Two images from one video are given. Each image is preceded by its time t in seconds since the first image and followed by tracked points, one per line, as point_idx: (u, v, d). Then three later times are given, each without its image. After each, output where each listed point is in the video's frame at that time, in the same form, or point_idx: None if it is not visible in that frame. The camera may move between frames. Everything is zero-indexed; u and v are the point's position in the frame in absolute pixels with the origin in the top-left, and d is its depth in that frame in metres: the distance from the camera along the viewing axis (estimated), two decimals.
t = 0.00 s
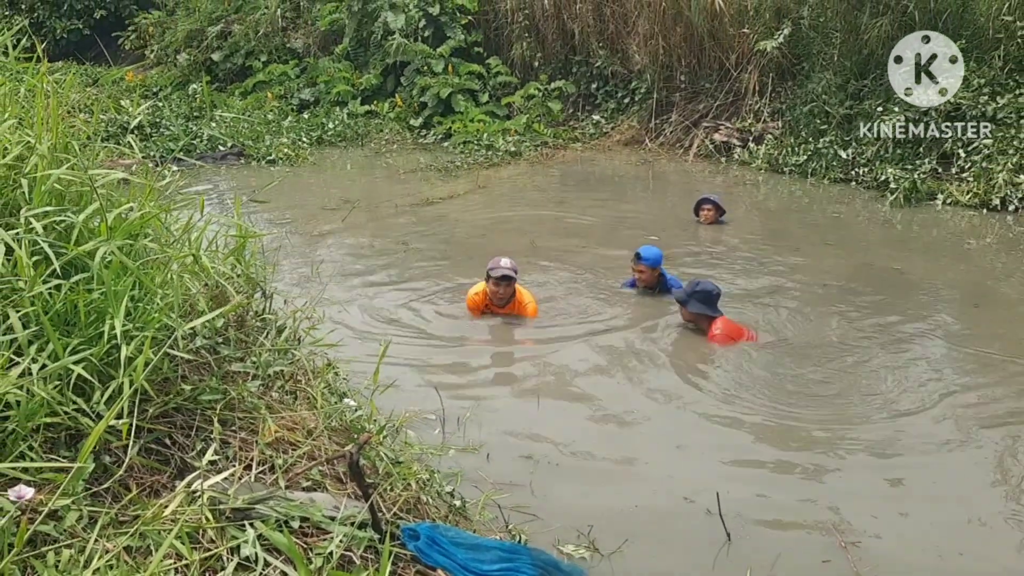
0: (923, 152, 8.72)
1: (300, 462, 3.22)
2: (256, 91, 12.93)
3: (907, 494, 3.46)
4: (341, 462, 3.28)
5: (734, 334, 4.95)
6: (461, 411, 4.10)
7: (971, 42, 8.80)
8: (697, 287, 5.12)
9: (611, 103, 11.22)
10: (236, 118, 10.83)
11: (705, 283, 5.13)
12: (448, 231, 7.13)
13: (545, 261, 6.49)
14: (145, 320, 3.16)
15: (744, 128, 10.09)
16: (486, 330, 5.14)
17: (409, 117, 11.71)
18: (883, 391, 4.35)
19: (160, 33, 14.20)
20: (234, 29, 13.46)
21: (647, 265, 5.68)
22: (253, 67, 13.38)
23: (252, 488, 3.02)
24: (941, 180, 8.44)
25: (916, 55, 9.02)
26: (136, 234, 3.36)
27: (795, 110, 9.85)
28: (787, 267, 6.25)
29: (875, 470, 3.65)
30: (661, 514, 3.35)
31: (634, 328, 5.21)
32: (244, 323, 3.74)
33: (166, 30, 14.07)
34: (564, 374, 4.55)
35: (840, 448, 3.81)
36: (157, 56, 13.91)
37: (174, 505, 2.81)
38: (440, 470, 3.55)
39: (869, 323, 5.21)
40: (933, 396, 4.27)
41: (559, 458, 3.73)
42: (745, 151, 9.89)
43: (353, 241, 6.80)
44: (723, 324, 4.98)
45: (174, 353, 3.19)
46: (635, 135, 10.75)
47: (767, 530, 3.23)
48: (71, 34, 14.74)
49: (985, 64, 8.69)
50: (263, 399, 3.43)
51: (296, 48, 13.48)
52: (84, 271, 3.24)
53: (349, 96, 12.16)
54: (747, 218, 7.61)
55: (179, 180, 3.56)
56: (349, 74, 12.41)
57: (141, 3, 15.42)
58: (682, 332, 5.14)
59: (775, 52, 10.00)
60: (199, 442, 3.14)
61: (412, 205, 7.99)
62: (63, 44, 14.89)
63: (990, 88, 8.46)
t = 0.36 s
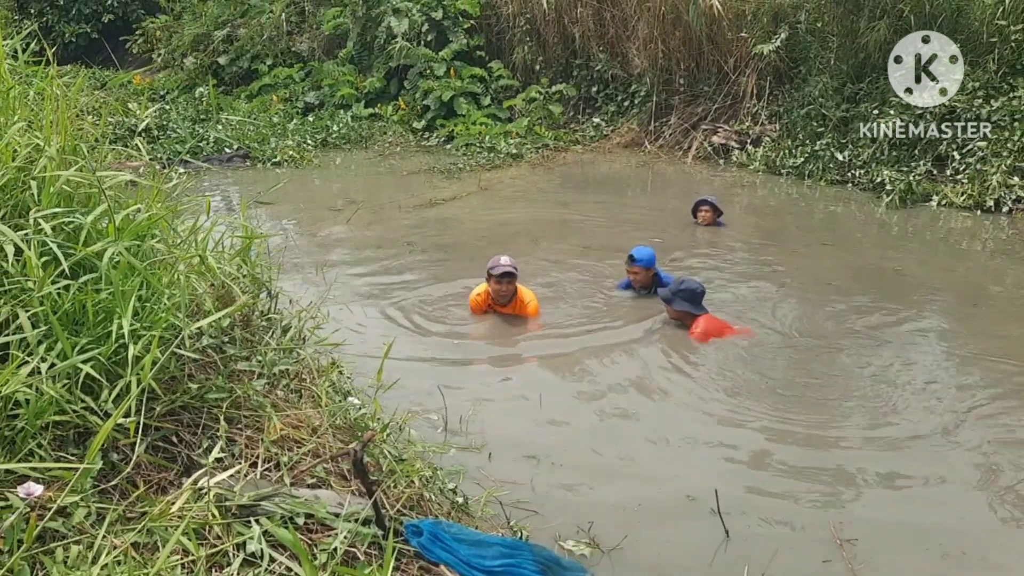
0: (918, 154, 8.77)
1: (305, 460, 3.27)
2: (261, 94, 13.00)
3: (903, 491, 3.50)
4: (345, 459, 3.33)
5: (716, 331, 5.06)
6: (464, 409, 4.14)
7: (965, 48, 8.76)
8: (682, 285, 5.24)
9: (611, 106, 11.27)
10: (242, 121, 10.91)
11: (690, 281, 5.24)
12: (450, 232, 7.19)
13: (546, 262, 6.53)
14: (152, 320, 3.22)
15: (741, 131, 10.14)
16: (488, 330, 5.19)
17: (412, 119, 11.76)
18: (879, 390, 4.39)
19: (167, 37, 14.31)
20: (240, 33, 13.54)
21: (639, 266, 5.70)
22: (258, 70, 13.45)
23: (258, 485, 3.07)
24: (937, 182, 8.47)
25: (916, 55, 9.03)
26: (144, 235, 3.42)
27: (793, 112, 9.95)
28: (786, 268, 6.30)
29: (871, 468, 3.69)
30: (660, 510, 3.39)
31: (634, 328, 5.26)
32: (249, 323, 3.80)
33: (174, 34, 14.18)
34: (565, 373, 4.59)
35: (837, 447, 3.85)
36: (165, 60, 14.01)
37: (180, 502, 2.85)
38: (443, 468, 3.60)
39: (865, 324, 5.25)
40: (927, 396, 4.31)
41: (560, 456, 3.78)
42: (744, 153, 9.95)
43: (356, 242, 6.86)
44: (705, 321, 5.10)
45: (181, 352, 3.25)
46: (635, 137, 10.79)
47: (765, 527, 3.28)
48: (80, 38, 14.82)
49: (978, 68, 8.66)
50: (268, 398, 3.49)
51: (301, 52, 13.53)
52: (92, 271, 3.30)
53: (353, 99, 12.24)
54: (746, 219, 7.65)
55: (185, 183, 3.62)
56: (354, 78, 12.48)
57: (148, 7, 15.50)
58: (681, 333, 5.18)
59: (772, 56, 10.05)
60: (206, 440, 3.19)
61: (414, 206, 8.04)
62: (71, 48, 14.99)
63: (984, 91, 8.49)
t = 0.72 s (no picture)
0: (913, 157, 8.80)
1: (310, 457, 3.32)
2: (267, 97, 13.06)
3: (899, 489, 3.54)
4: (349, 457, 3.38)
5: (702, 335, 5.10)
6: (466, 408, 4.20)
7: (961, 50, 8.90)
8: (669, 291, 5.24)
9: (611, 109, 11.32)
10: (247, 123, 10.97)
11: (677, 287, 5.24)
12: (452, 233, 7.24)
13: (548, 263, 6.59)
14: (159, 320, 3.27)
15: (740, 133, 10.23)
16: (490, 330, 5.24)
17: (415, 122, 11.81)
18: (876, 390, 4.44)
19: (174, 41, 14.39)
20: (246, 37, 13.61)
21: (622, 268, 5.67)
22: (264, 74, 13.52)
23: (263, 482, 3.11)
24: (932, 184, 8.51)
25: (916, 55, 9.09)
26: (151, 236, 3.48)
27: (790, 115, 9.97)
28: (785, 268, 6.35)
29: (868, 466, 3.73)
30: (659, 508, 3.44)
31: (634, 328, 5.31)
32: (255, 322, 3.86)
33: (180, 38, 14.28)
34: (566, 372, 4.65)
35: (834, 446, 3.90)
36: (172, 63, 14.09)
37: (187, 499, 2.90)
38: (446, 465, 3.66)
39: (862, 325, 5.29)
40: (921, 396, 4.34)
41: (561, 454, 3.83)
42: (741, 156, 10.00)
43: (360, 242, 6.91)
44: (692, 327, 5.14)
45: (187, 351, 3.30)
46: (635, 139, 10.82)
47: (763, 524, 3.33)
48: (88, 41, 14.90)
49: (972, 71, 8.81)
50: (273, 396, 3.54)
51: (306, 56, 13.56)
52: (100, 272, 3.35)
53: (357, 102, 12.31)
54: (745, 220, 7.70)
55: (192, 184, 3.68)
56: (358, 81, 12.55)
57: (155, 12, 15.60)
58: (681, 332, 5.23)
59: (770, 59, 10.12)
60: (212, 438, 3.24)
61: (417, 207, 8.09)
62: (80, 52, 15.07)
63: (979, 94, 8.58)
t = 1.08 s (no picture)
0: (908, 159, 8.83)
1: (314, 455, 3.37)
2: (272, 100, 13.14)
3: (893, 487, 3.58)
4: (353, 454, 3.44)
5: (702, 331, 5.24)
6: (468, 406, 4.25)
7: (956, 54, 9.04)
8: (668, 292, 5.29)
9: (611, 112, 11.36)
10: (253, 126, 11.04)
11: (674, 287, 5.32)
12: (454, 234, 7.29)
13: (549, 263, 6.64)
14: (166, 320, 3.32)
15: (738, 136, 10.29)
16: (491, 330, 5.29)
17: (418, 125, 11.87)
18: (871, 389, 4.48)
19: (181, 45, 14.49)
20: (251, 40, 13.68)
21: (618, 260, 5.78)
22: (269, 78, 13.58)
23: (269, 480, 3.16)
24: (927, 185, 8.55)
25: (917, 55, 9.19)
26: (158, 237, 3.53)
27: (788, 118, 9.99)
28: (783, 269, 6.40)
29: (863, 464, 3.78)
30: (658, 504, 3.49)
31: (633, 328, 5.36)
32: (260, 322, 3.92)
33: (187, 42, 14.37)
34: (567, 371, 4.70)
35: (830, 444, 3.94)
36: (179, 67, 14.17)
37: (193, 495, 2.94)
38: (448, 463, 3.71)
39: (859, 325, 5.33)
40: (916, 395, 4.38)
41: (563, 451, 3.88)
42: (740, 157, 10.05)
43: (363, 243, 6.97)
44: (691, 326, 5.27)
45: (194, 350, 3.35)
46: (635, 142, 10.87)
47: (761, 521, 3.37)
48: (96, 45, 14.95)
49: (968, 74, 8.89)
50: (279, 395, 3.60)
51: (311, 60, 13.59)
52: (108, 273, 3.40)
53: (361, 105, 12.37)
54: (745, 221, 7.74)
55: (198, 186, 3.74)
56: (362, 85, 12.61)
57: (162, 17, 15.68)
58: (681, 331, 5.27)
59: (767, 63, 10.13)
60: (218, 436, 3.29)
61: (420, 208, 8.15)
62: (88, 56, 15.16)
63: (973, 97, 8.62)
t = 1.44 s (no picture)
0: (904, 162, 8.87)
1: (319, 453, 3.42)
2: (277, 103, 13.20)
3: (888, 486, 3.63)
4: (357, 452, 3.49)
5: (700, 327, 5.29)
6: (470, 405, 4.30)
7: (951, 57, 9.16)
8: (661, 287, 5.38)
9: (611, 114, 11.40)
10: (258, 128, 11.10)
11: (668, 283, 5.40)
12: (455, 235, 7.34)
13: (549, 263, 6.70)
14: (173, 320, 3.37)
15: (736, 138, 10.30)
16: (493, 329, 5.35)
17: (421, 127, 11.92)
18: (867, 388, 4.53)
19: (187, 49, 14.58)
20: (257, 44, 13.73)
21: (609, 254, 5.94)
22: (274, 80, 13.64)
23: (274, 477, 3.21)
24: (923, 187, 8.60)
25: (916, 55, 9.23)
26: (165, 238, 3.58)
27: (785, 120, 10.03)
28: (781, 269, 6.45)
29: (858, 463, 3.83)
30: (657, 502, 3.54)
31: (632, 328, 5.41)
32: (266, 321, 3.97)
33: (193, 46, 14.44)
34: (569, 370, 4.75)
35: (827, 444, 3.99)
36: (185, 70, 14.23)
37: (199, 493, 2.99)
38: (451, 460, 3.76)
39: (854, 324, 5.38)
40: (911, 395, 4.43)
41: (564, 450, 3.93)
42: (738, 159, 10.08)
43: (366, 243, 7.03)
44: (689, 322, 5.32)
45: (200, 350, 3.40)
46: (635, 144, 10.91)
47: (758, 518, 3.42)
48: (103, 49, 15.00)
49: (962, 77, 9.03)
50: (284, 393, 3.65)
51: (315, 62, 13.61)
52: (115, 273, 3.45)
53: (365, 108, 12.42)
54: (744, 222, 7.79)
55: (204, 188, 3.80)
56: (366, 87, 12.67)
57: (170, 20, 15.75)
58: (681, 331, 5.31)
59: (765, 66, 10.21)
60: (224, 434, 3.34)
61: (422, 209, 8.21)
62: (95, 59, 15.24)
63: (968, 100, 8.74)
